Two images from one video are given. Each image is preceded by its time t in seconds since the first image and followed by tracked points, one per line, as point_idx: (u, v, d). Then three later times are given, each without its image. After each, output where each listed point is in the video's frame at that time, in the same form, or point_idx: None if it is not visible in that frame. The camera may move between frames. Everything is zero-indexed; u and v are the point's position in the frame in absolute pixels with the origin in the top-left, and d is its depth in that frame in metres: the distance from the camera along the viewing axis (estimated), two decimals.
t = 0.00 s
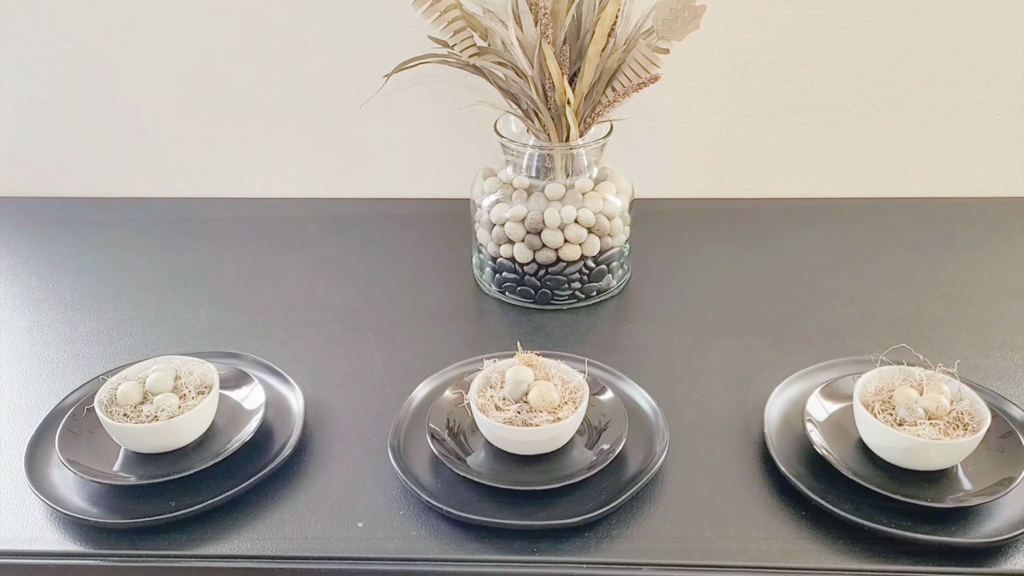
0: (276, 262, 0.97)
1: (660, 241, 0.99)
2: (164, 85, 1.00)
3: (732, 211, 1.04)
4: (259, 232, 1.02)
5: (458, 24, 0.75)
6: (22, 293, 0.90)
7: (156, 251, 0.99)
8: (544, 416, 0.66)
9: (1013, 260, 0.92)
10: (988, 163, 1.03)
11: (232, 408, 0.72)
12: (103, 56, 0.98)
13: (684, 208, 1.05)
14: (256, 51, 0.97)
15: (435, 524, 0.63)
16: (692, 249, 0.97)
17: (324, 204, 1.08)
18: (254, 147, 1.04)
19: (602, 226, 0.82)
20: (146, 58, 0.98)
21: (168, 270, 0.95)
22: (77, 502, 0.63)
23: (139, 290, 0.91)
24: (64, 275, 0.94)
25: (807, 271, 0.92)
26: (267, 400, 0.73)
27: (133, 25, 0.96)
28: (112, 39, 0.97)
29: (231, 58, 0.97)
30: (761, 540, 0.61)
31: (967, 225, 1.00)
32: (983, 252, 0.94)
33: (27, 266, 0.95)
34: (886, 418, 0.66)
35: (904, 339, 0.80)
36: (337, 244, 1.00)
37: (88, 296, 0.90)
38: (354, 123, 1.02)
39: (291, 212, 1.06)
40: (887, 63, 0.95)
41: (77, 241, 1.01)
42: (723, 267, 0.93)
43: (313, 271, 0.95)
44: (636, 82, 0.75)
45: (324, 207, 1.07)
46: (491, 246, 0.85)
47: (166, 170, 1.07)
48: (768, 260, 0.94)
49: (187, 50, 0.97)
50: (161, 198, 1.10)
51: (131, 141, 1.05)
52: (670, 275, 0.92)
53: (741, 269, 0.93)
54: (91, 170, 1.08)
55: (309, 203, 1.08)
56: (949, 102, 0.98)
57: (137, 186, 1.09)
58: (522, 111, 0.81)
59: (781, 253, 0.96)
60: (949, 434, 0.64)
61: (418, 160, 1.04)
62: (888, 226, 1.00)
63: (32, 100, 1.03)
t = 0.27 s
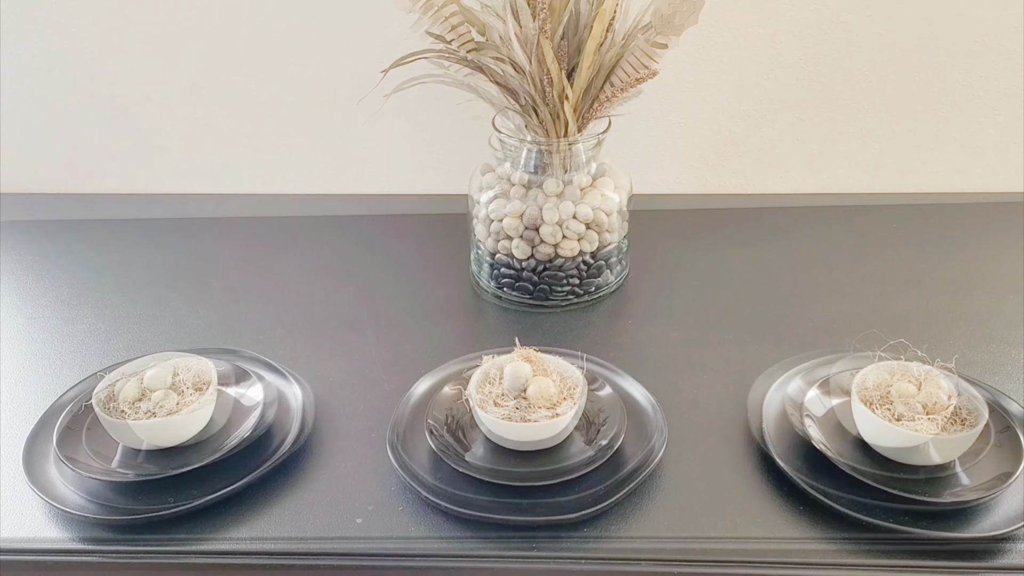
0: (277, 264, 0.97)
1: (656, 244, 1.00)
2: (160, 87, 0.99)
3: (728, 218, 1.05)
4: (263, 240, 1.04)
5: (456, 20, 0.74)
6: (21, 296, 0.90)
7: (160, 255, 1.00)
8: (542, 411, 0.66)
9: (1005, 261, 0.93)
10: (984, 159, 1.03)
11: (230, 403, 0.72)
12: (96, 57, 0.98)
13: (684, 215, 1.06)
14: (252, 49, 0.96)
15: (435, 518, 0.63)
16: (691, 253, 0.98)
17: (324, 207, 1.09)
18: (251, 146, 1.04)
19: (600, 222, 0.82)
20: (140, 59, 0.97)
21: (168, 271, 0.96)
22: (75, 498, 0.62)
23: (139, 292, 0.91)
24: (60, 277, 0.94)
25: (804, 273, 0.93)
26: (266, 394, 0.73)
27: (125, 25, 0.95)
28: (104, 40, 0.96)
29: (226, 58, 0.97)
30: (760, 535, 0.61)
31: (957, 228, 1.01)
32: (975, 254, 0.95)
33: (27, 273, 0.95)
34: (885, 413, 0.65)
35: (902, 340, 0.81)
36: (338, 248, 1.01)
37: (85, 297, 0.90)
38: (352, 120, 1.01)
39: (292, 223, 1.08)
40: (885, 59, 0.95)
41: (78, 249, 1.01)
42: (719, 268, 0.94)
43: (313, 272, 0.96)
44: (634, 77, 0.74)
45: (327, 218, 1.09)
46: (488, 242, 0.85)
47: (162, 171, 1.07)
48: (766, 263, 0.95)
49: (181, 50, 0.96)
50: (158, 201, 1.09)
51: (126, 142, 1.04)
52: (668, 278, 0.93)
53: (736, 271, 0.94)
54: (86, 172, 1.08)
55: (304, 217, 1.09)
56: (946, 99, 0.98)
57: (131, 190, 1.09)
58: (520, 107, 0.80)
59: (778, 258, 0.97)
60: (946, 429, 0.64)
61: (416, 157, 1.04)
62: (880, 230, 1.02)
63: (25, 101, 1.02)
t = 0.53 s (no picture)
0: (284, 269, 1.01)
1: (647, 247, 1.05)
2: (177, 108, 1.06)
3: (715, 220, 1.11)
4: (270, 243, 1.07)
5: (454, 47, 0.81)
6: (41, 302, 0.94)
7: (171, 261, 1.03)
8: (541, 412, 0.70)
9: (979, 259, 0.98)
10: (955, 169, 1.09)
11: (246, 403, 0.75)
12: (117, 81, 1.04)
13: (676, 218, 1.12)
14: (264, 76, 1.03)
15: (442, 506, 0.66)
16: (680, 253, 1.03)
17: (331, 219, 1.14)
18: (262, 165, 1.10)
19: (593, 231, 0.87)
20: (160, 83, 1.04)
21: (181, 276, 0.99)
22: (103, 492, 0.65)
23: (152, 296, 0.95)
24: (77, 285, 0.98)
25: (787, 270, 0.98)
26: (279, 396, 0.76)
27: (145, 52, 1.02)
28: (125, 66, 1.03)
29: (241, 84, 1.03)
30: (749, 514, 0.64)
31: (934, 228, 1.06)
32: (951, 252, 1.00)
33: (45, 276, 0.99)
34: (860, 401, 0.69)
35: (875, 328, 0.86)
36: (343, 250, 1.06)
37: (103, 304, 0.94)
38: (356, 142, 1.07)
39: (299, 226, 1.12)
40: (856, 77, 1.02)
41: (94, 253, 1.05)
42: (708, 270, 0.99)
43: (318, 275, 0.99)
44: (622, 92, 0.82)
45: (334, 222, 1.14)
46: (489, 251, 0.91)
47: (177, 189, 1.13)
48: (750, 262, 1.00)
49: (197, 75, 1.03)
50: (174, 215, 1.15)
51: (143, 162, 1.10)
52: (659, 276, 0.98)
53: (725, 271, 0.98)
54: (104, 190, 1.13)
55: (313, 220, 1.14)
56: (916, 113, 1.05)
57: (148, 204, 1.15)
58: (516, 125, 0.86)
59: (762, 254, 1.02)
60: (922, 413, 0.67)
61: (418, 175, 1.10)
62: (861, 230, 1.06)
63: (48, 123, 1.08)
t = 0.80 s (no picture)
0: (285, 271, 1.01)
1: (647, 249, 1.04)
2: (179, 109, 1.06)
3: (717, 221, 1.10)
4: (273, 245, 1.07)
5: (455, 48, 0.82)
6: (43, 304, 0.93)
7: (173, 263, 1.03)
8: (542, 406, 0.70)
9: (981, 261, 0.97)
10: (958, 171, 1.09)
11: (248, 406, 0.75)
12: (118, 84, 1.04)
13: (676, 219, 1.11)
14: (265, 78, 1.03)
15: (441, 507, 0.66)
16: (681, 254, 1.03)
17: (331, 221, 1.14)
18: (263, 167, 1.10)
19: (593, 234, 0.87)
20: (162, 85, 1.04)
21: (183, 278, 0.99)
22: (105, 494, 0.65)
23: (155, 298, 0.95)
24: (75, 287, 0.97)
25: (789, 272, 0.98)
26: (280, 398, 0.76)
27: (147, 54, 1.02)
28: (127, 68, 1.03)
29: (244, 86, 1.04)
30: (750, 516, 0.64)
31: (936, 229, 1.06)
32: (952, 254, 0.99)
33: (47, 278, 0.99)
34: (862, 401, 0.69)
35: (875, 329, 0.85)
36: (344, 251, 1.05)
37: (102, 305, 0.94)
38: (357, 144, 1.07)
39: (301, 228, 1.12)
40: (856, 79, 1.02)
41: (95, 255, 1.05)
42: (709, 272, 0.99)
43: (316, 278, 0.99)
44: (622, 98, 0.81)
45: (333, 223, 1.13)
46: (489, 255, 0.91)
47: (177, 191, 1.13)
48: (751, 264, 1.00)
49: (199, 78, 1.03)
50: (176, 217, 1.15)
51: (144, 165, 1.10)
52: (660, 278, 0.98)
53: (725, 274, 0.98)
54: (104, 193, 1.13)
55: (315, 220, 1.14)
56: (917, 115, 1.05)
57: (149, 207, 1.14)
58: (516, 128, 0.87)
59: (763, 256, 1.01)
60: (921, 414, 0.67)
61: (419, 178, 1.10)
62: (862, 232, 1.06)
63: (49, 127, 1.08)
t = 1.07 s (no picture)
0: (286, 273, 1.01)
1: (649, 251, 1.04)
2: (181, 111, 1.06)
3: (718, 222, 1.10)
4: (274, 248, 1.07)
5: (455, 49, 0.82)
6: (44, 306, 0.93)
7: (175, 265, 1.03)
8: (543, 407, 0.70)
9: (984, 262, 0.97)
10: (960, 172, 1.08)
11: (250, 408, 0.75)
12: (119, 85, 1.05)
13: (677, 219, 1.11)
14: (267, 79, 1.03)
15: (441, 509, 0.66)
16: (682, 256, 1.03)
17: (331, 222, 1.14)
18: (265, 168, 1.10)
19: (595, 236, 0.87)
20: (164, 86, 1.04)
21: (184, 280, 0.99)
22: (106, 496, 0.65)
23: (158, 300, 0.95)
24: (78, 288, 0.97)
25: (790, 274, 0.97)
26: (281, 399, 0.76)
27: (149, 56, 1.02)
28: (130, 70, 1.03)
29: (246, 88, 1.04)
30: (751, 518, 0.64)
31: (938, 231, 1.05)
32: (954, 256, 0.99)
33: (49, 280, 0.99)
34: (863, 403, 0.69)
35: (877, 331, 0.85)
36: (345, 253, 1.05)
37: (104, 307, 0.94)
38: (358, 145, 1.08)
39: (302, 229, 1.11)
40: (857, 81, 1.02)
41: (96, 257, 1.05)
42: (710, 273, 0.99)
43: (318, 280, 0.99)
44: (624, 99, 0.81)
45: (334, 224, 1.13)
46: (490, 256, 0.90)
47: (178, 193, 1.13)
48: (752, 265, 0.99)
49: (201, 79, 1.03)
50: (177, 219, 1.15)
51: (145, 166, 1.11)
52: (662, 280, 0.97)
53: (726, 275, 0.98)
54: (105, 194, 1.13)
55: (316, 221, 1.13)
56: (919, 117, 1.04)
57: (150, 208, 1.14)
58: (517, 129, 0.87)
59: (764, 258, 1.01)
60: (922, 415, 0.67)
61: (419, 179, 1.10)
62: (864, 233, 1.06)
63: (51, 128, 1.08)
